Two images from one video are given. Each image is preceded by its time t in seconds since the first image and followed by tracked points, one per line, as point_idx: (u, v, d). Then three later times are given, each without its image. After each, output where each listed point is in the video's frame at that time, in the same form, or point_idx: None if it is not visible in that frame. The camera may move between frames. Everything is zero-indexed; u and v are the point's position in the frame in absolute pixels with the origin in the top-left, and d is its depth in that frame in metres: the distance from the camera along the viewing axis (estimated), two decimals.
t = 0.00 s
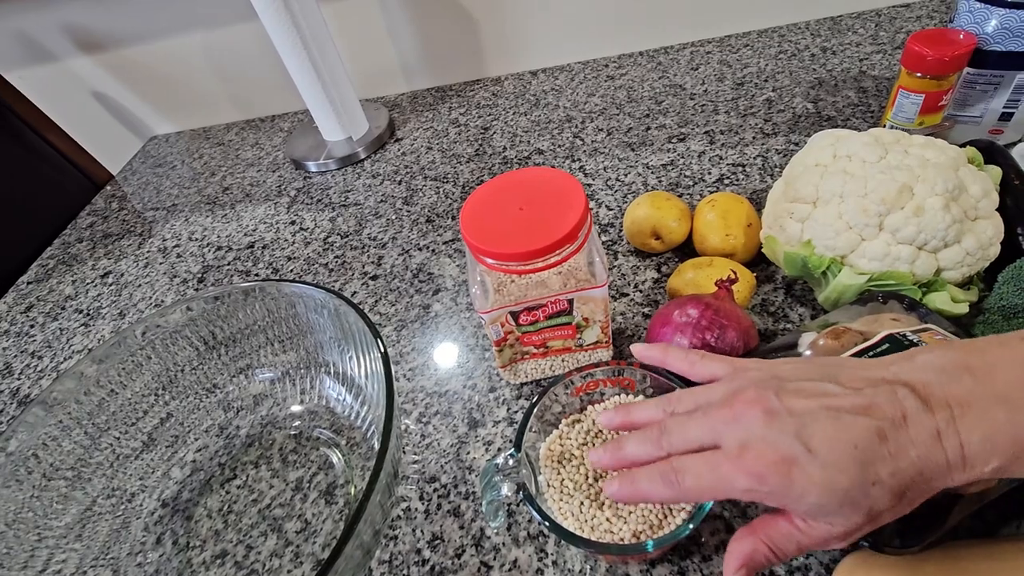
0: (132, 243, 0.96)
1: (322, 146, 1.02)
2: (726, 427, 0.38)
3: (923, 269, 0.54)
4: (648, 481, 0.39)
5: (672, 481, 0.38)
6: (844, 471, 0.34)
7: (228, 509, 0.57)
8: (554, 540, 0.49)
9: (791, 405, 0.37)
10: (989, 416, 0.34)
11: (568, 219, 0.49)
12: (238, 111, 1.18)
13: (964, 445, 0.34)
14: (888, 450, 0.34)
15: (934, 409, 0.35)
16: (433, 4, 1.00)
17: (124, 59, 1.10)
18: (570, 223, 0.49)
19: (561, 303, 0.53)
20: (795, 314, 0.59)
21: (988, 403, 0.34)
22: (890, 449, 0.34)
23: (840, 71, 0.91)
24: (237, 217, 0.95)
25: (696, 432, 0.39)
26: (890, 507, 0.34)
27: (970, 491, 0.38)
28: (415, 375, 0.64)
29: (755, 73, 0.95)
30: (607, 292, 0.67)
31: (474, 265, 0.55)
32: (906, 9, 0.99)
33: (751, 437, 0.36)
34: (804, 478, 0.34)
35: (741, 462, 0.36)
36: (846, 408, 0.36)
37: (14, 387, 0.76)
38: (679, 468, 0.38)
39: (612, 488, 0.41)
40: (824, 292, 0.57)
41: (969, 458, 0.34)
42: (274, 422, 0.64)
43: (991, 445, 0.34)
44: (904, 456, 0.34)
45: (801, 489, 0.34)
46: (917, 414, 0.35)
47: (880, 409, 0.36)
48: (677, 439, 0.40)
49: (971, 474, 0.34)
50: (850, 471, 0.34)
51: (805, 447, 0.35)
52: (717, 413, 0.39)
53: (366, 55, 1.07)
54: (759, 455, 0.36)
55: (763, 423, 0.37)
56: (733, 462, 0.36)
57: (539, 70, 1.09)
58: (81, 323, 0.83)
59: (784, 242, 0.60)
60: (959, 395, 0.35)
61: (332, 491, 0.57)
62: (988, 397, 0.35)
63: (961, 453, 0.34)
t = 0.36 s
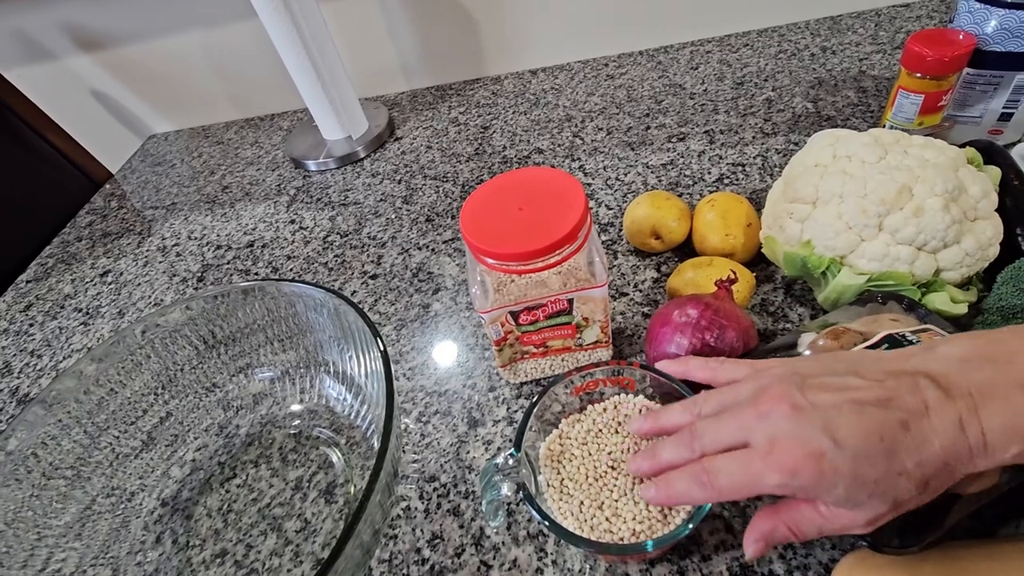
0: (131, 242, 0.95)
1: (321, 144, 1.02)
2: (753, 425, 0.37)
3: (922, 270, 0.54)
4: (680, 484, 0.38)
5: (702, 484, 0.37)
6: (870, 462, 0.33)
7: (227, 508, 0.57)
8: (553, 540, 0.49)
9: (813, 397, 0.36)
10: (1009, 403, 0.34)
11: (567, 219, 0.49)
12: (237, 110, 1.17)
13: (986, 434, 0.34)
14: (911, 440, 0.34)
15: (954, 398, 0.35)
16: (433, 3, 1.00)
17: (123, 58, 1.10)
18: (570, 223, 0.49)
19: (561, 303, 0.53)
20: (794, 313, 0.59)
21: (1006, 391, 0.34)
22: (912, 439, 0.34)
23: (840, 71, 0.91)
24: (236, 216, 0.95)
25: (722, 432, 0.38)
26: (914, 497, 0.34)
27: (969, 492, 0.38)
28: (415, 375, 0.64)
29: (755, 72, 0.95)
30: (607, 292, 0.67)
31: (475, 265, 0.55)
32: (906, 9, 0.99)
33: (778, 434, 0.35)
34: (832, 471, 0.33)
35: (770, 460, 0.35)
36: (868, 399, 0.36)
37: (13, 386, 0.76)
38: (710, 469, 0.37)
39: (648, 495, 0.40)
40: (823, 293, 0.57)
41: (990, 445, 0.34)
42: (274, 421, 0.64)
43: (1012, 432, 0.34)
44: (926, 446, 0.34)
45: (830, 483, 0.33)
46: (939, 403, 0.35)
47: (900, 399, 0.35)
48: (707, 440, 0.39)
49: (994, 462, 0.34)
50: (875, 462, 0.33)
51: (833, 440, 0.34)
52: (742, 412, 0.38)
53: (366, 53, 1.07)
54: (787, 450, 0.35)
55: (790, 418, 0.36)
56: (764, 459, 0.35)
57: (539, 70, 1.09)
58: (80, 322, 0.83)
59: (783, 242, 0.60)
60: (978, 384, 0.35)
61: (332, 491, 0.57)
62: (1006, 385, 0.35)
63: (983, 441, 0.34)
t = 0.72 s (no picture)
0: (128, 237, 0.95)
1: (320, 140, 1.01)
2: (799, 317, 0.32)
3: (930, 267, 0.53)
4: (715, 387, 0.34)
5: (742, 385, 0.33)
6: (914, 370, 0.31)
7: (224, 507, 0.57)
8: (555, 540, 0.48)
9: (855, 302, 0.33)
10: None
11: (570, 214, 0.48)
12: (236, 105, 1.16)
13: (1018, 367, 0.32)
14: (958, 355, 0.32)
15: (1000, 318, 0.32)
16: None
17: (120, 52, 1.08)
18: (573, 219, 0.48)
19: (563, 299, 0.52)
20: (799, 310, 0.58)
21: None
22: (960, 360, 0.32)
23: (845, 66, 0.90)
24: (234, 212, 0.94)
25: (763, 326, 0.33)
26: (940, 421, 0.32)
27: (979, 492, 0.37)
28: (415, 372, 0.63)
29: (759, 67, 0.94)
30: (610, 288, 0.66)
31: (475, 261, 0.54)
32: (911, 4, 0.98)
33: (833, 327, 0.32)
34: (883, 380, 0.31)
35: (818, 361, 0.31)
36: (918, 319, 0.33)
37: (9, 382, 0.75)
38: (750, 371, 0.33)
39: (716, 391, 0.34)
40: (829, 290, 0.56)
41: None
42: (272, 419, 0.63)
43: None
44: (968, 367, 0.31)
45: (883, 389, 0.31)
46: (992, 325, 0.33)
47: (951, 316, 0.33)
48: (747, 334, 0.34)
49: (1016, 397, 0.32)
50: (927, 375, 0.31)
51: (888, 339, 0.31)
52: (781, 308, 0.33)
53: (365, 47, 1.06)
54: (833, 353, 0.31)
55: (844, 321, 0.32)
56: (813, 350, 0.31)
57: (540, 65, 1.08)
58: (76, 318, 0.82)
59: (789, 239, 0.59)
60: None
61: (330, 490, 0.56)
62: None
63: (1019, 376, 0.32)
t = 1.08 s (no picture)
0: (125, 231, 0.93)
1: (321, 132, 0.99)
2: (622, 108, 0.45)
3: (953, 260, 0.51)
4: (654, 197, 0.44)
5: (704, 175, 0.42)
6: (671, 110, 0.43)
7: (224, 508, 0.55)
8: (564, 543, 0.47)
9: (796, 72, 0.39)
10: (900, 70, 0.35)
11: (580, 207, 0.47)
12: (235, 97, 1.14)
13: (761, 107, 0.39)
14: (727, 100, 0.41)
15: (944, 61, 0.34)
16: None
17: (117, 42, 1.06)
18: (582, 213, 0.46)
19: (572, 295, 0.51)
20: (814, 306, 0.56)
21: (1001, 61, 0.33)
22: (810, 97, 0.38)
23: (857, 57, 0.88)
24: (234, 205, 0.92)
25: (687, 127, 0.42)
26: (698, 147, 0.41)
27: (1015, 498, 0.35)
28: (418, 369, 0.62)
29: (769, 58, 0.92)
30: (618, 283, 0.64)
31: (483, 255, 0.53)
32: None
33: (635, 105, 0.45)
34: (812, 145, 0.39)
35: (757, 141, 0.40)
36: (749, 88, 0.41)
37: (3, 379, 0.74)
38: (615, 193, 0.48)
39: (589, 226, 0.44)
40: (846, 285, 0.54)
41: (994, 121, 0.34)
42: (272, 417, 0.61)
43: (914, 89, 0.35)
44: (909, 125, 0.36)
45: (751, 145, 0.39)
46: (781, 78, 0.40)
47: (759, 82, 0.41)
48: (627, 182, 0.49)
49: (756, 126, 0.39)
50: (682, 108, 0.42)
51: (663, 90, 0.44)
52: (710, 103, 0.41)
53: (366, 37, 1.04)
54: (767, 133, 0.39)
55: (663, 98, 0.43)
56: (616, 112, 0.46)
57: (545, 56, 1.06)
58: (72, 313, 0.80)
59: (804, 232, 0.57)
60: (974, 51, 0.33)
61: (332, 490, 0.54)
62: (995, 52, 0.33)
63: (816, 110, 0.38)
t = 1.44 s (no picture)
0: (126, 231, 0.92)
1: (324, 130, 0.98)
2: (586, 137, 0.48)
3: (977, 259, 0.50)
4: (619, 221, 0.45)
5: (665, 202, 0.45)
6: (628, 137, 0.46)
7: (229, 513, 0.54)
8: (579, 549, 0.46)
9: (743, 90, 0.41)
10: (826, 81, 0.36)
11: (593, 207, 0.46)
12: (236, 94, 1.13)
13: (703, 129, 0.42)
14: (678, 124, 0.44)
15: (876, 60, 0.34)
16: None
17: (116, 39, 1.05)
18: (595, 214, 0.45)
19: (582, 295, 0.49)
20: (831, 306, 0.55)
21: (935, 47, 0.32)
22: (746, 118, 0.40)
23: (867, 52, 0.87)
24: (236, 204, 0.91)
25: (642, 155, 0.45)
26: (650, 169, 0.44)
27: None
28: (426, 371, 0.61)
29: (778, 54, 0.91)
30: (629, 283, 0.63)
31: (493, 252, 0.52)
32: None
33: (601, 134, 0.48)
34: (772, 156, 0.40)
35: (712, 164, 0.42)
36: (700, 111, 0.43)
37: (3, 381, 0.73)
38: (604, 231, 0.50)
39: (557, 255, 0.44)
40: (865, 284, 0.53)
41: (923, 125, 0.34)
42: (277, 420, 0.60)
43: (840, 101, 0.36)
44: (861, 125, 0.36)
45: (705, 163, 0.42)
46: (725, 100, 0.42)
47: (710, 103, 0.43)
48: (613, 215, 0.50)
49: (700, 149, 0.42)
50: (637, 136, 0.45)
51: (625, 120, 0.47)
52: (664, 133, 0.44)
53: (369, 34, 1.02)
54: (720, 157, 0.42)
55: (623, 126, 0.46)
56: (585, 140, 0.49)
57: (550, 52, 1.05)
58: (73, 314, 0.79)
59: (821, 231, 0.55)
60: (890, 61, 0.34)
61: (339, 494, 0.53)
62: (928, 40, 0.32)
63: (753, 129, 0.40)
